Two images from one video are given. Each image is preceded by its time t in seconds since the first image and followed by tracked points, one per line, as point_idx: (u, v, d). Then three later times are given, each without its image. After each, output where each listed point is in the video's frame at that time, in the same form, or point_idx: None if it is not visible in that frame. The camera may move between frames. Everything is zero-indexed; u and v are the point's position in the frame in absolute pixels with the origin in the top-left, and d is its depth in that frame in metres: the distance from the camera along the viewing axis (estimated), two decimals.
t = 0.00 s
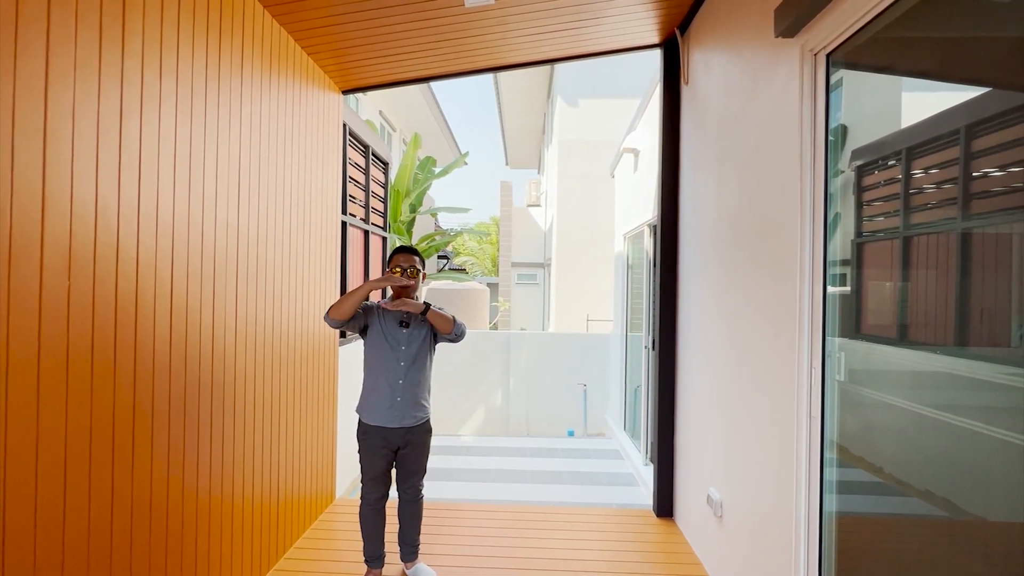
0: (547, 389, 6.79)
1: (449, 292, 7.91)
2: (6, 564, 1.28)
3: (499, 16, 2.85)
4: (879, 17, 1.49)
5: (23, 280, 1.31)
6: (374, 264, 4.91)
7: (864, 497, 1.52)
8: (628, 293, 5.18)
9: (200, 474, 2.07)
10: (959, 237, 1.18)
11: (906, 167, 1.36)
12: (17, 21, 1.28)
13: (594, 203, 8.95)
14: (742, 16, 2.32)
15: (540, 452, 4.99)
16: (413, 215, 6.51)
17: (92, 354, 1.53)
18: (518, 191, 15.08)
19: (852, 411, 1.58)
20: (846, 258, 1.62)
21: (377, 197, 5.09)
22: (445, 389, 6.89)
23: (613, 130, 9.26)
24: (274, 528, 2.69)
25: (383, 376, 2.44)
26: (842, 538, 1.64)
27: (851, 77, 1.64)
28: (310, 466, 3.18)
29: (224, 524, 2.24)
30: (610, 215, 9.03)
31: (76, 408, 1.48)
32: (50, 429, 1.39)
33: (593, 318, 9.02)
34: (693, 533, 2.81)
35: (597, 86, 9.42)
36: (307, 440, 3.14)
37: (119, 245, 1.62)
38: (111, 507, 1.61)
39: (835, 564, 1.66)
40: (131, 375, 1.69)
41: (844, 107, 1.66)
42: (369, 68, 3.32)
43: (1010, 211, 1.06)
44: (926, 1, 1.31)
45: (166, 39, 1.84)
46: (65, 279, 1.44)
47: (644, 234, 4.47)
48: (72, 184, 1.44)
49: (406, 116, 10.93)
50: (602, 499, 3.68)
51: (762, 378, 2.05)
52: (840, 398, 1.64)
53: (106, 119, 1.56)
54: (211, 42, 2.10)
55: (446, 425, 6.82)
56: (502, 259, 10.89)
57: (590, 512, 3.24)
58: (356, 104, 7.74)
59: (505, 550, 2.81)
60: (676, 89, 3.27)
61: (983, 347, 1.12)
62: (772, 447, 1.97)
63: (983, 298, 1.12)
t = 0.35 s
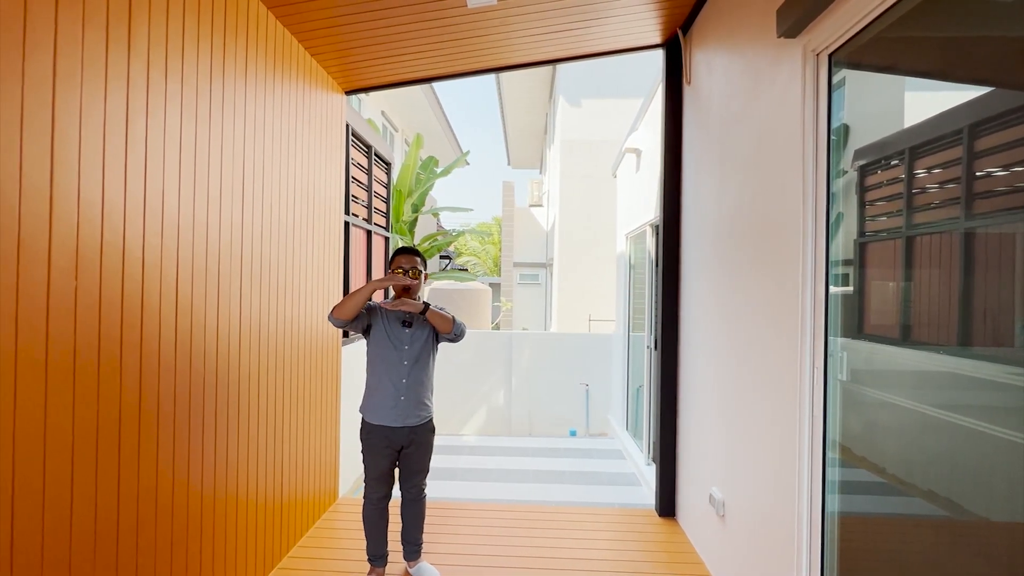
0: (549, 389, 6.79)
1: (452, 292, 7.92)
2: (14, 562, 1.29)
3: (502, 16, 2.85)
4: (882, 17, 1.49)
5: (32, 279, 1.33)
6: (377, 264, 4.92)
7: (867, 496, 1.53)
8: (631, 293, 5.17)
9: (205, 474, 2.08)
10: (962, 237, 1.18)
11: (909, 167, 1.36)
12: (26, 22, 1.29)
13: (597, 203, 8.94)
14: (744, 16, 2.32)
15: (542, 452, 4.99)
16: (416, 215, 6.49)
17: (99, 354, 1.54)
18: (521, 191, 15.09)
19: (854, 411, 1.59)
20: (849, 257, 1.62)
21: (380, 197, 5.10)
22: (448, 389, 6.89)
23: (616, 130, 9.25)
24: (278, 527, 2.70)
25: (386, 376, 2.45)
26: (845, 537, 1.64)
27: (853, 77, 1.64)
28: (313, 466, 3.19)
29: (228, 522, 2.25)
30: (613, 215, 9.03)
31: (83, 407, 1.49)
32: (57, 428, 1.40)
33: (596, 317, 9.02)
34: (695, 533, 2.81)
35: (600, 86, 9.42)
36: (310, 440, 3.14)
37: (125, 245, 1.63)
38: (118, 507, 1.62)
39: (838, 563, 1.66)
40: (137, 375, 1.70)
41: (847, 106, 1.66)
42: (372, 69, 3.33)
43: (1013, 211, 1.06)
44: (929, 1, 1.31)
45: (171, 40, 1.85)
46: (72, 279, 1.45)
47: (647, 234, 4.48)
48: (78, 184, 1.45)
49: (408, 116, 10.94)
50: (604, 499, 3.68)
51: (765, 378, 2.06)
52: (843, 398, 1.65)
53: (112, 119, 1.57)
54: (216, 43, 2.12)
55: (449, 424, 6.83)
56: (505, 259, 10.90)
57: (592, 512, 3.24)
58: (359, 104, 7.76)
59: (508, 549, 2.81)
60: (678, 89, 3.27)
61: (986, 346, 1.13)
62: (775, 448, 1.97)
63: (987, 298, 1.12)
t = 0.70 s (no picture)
0: (551, 390, 6.79)
1: (454, 292, 7.93)
2: (20, 561, 1.30)
3: (505, 16, 2.85)
4: (886, 16, 1.49)
5: (38, 280, 1.33)
6: (379, 264, 4.93)
7: (869, 496, 1.53)
8: (633, 293, 5.17)
9: (209, 474, 2.09)
10: (966, 236, 1.18)
11: (912, 166, 1.36)
12: (31, 24, 1.30)
13: (599, 203, 8.94)
14: (747, 16, 2.32)
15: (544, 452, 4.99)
16: (418, 215, 6.49)
17: (104, 352, 1.55)
18: (523, 191, 15.09)
19: (857, 411, 1.59)
20: (851, 257, 1.62)
21: (382, 197, 5.11)
22: (450, 388, 6.89)
23: (618, 130, 9.25)
24: (281, 527, 2.70)
25: (389, 376, 2.46)
26: (847, 537, 1.64)
27: (856, 77, 1.64)
28: (316, 466, 3.20)
29: (232, 521, 2.26)
30: (615, 215, 9.03)
31: (89, 406, 1.49)
32: (63, 427, 1.41)
33: (598, 317, 9.01)
34: (698, 533, 2.81)
35: (602, 86, 9.41)
36: (313, 440, 3.15)
37: (130, 245, 1.64)
38: (123, 507, 1.63)
39: (840, 563, 1.66)
40: (142, 375, 1.71)
41: (850, 106, 1.66)
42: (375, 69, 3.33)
43: (1017, 211, 1.06)
44: (933, 0, 1.31)
45: (176, 41, 1.86)
46: (78, 279, 1.45)
47: (649, 234, 4.47)
48: (84, 184, 1.46)
49: (410, 116, 10.95)
50: (606, 499, 3.68)
51: (767, 377, 2.05)
52: (845, 398, 1.65)
53: (117, 120, 1.58)
54: (219, 45, 2.12)
55: (451, 424, 6.83)
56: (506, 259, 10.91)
57: (594, 512, 3.24)
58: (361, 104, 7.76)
59: (510, 549, 2.81)
60: (681, 89, 3.27)
61: (990, 346, 1.13)
62: (777, 448, 1.97)
63: (991, 299, 1.12)
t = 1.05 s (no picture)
0: (553, 390, 6.79)
1: (456, 292, 7.93)
2: (24, 560, 1.31)
3: (507, 16, 2.85)
4: (889, 16, 1.49)
5: (42, 280, 1.34)
6: (381, 264, 4.93)
7: (871, 497, 1.53)
8: (634, 293, 5.17)
9: (211, 474, 2.09)
10: (969, 236, 1.18)
11: (915, 166, 1.36)
12: (36, 26, 1.31)
13: (601, 203, 8.95)
14: (749, 16, 2.32)
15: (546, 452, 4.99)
16: (420, 215, 6.50)
17: (108, 352, 1.55)
18: (525, 191, 15.09)
19: (859, 412, 1.58)
20: (854, 257, 1.62)
21: (384, 197, 5.11)
22: (452, 388, 6.90)
23: (620, 130, 9.25)
24: (283, 527, 2.71)
25: (391, 376, 2.46)
26: (849, 538, 1.63)
27: (858, 77, 1.63)
28: (318, 465, 3.20)
29: (235, 521, 2.27)
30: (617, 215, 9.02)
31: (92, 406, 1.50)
32: (68, 427, 1.42)
33: (600, 317, 9.01)
34: (699, 533, 2.81)
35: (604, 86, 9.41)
36: (315, 439, 3.16)
37: (134, 246, 1.65)
38: (126, 507, 1.64)
39: (842, 564, 1.66)
40: (145, 375, 1.72)
41: (852, 106, 1.65)
42: (377, 70, 3.34)
43: (1020, 211, 1.06)
44: None
45: (179, 43, 1.86)
46: (82, 279, 1.46)
47: (651, 234, 4.47)
48: (88, 185, 1.46)
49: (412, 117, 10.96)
50: (608, 500, 3.68)
51: (769, 377, 2.05)
52: (847, 398, 1.64)
53: (121, 121, 1.58)
54: (222, 46, 2.13)
55: (453, 424, 6.83)
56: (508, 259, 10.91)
57: (596, 512, 3.24)
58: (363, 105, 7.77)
59: (511, 549, 2.81)
60: (682, 89, 3.27)
61: (993, 347, 1.12)
62: (779, 449, 1.96)
63: (995, 299, 1.12)
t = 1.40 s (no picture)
0: (556, 390, 6.79)
1: (458, 292, 7.93)
2: (28, 561, 1.31)
3: (509, 16, 2.85)
4: (892, 15, 1.48)
5: (46, 280, 1.34)
6: (384, 264, 4.94)
7: (875, 497, 1.52)
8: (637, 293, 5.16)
9: (214, 473, 2.10)
10: (974, 236, 1.17)
11: (919, 166, 1.35)
12: (40, 26, 1.31)
13: (604, 203, 8.94)
14: (751, 15, 2.31)
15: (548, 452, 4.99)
16: (422, 215, 6.50)
17: (111, 352, 1.56)
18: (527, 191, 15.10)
19: (862, 412, 1.58)
20: (857, 257, 1.61)
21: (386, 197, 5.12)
22: (454, 388, 6.90)
23: (622, 130, 9.24)
24: (286, 526, 2.71)
25: (393, 375, 2.46)
26: (852, 539, 1.63)
27: (861, 76, 1.63)
28: (321, 464, 3.21)
29: (237, 520, 2.27)
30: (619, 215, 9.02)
31: (96, 406, 1.50)
32: (71, 426, 1.42)
33: (602, 317, 9.00)
34: (701, 533, 2.81)
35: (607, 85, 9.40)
36: (318, 438, 3.16)
37: (137, 245, 1.65)
38: (129, 506, 1.64)
39: (846, 565, 1.65)
40: (149, 375, 1.72)
41: (855, 105, 1.65)
42: (379, 70, 3.35)
43: None
44: None
45: (182, 43, 1.87)
46: (86, 279, 1.46)
47: (654, 234, 4.46)
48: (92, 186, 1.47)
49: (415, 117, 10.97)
50: (610, 500, 3.67)
51: (772, 377, 2.05)
52: (850, 398, 1.64)
53: (124, 122, 1.59)
54: (225, 47, 2.13)
55: (456, 424, 6.83)
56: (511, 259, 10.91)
57: (598, 512, 3.24)
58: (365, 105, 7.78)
59: (513, 549, 2.81)
60: (685, 89, 3.26)
61: (998, 347, 1.12)
62: (782, 449, 1.96)
63: (1000, 299, 1.11)
